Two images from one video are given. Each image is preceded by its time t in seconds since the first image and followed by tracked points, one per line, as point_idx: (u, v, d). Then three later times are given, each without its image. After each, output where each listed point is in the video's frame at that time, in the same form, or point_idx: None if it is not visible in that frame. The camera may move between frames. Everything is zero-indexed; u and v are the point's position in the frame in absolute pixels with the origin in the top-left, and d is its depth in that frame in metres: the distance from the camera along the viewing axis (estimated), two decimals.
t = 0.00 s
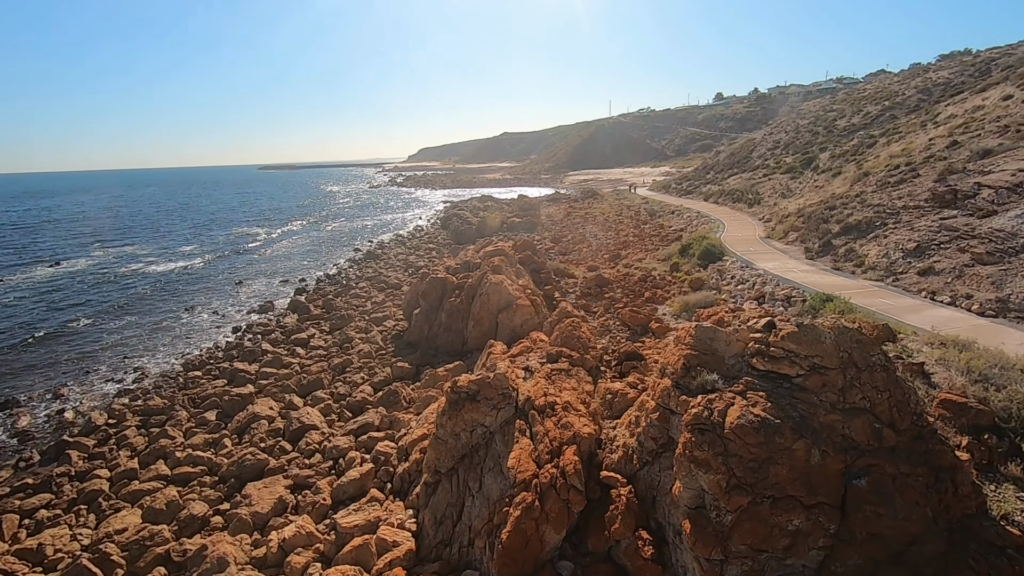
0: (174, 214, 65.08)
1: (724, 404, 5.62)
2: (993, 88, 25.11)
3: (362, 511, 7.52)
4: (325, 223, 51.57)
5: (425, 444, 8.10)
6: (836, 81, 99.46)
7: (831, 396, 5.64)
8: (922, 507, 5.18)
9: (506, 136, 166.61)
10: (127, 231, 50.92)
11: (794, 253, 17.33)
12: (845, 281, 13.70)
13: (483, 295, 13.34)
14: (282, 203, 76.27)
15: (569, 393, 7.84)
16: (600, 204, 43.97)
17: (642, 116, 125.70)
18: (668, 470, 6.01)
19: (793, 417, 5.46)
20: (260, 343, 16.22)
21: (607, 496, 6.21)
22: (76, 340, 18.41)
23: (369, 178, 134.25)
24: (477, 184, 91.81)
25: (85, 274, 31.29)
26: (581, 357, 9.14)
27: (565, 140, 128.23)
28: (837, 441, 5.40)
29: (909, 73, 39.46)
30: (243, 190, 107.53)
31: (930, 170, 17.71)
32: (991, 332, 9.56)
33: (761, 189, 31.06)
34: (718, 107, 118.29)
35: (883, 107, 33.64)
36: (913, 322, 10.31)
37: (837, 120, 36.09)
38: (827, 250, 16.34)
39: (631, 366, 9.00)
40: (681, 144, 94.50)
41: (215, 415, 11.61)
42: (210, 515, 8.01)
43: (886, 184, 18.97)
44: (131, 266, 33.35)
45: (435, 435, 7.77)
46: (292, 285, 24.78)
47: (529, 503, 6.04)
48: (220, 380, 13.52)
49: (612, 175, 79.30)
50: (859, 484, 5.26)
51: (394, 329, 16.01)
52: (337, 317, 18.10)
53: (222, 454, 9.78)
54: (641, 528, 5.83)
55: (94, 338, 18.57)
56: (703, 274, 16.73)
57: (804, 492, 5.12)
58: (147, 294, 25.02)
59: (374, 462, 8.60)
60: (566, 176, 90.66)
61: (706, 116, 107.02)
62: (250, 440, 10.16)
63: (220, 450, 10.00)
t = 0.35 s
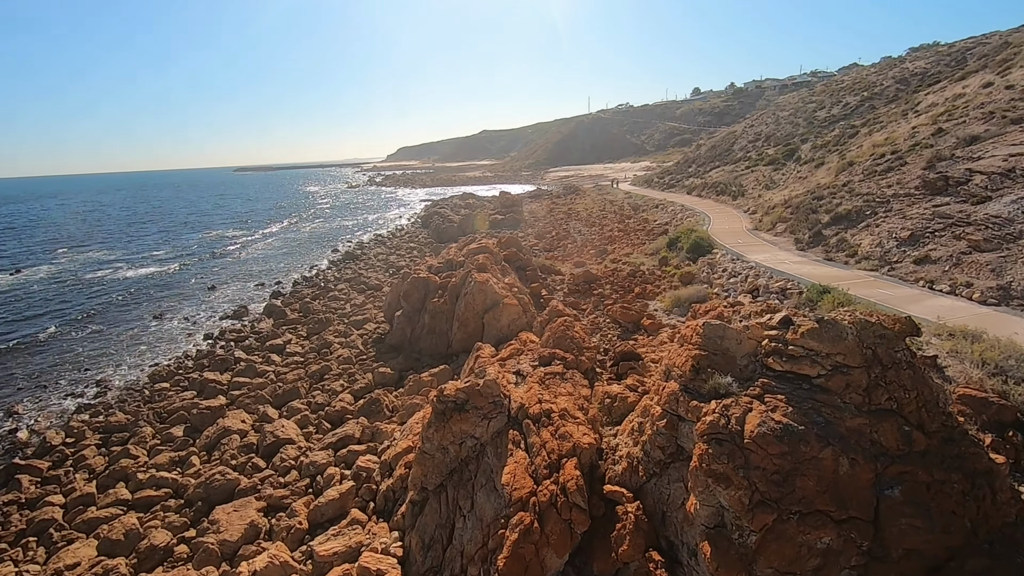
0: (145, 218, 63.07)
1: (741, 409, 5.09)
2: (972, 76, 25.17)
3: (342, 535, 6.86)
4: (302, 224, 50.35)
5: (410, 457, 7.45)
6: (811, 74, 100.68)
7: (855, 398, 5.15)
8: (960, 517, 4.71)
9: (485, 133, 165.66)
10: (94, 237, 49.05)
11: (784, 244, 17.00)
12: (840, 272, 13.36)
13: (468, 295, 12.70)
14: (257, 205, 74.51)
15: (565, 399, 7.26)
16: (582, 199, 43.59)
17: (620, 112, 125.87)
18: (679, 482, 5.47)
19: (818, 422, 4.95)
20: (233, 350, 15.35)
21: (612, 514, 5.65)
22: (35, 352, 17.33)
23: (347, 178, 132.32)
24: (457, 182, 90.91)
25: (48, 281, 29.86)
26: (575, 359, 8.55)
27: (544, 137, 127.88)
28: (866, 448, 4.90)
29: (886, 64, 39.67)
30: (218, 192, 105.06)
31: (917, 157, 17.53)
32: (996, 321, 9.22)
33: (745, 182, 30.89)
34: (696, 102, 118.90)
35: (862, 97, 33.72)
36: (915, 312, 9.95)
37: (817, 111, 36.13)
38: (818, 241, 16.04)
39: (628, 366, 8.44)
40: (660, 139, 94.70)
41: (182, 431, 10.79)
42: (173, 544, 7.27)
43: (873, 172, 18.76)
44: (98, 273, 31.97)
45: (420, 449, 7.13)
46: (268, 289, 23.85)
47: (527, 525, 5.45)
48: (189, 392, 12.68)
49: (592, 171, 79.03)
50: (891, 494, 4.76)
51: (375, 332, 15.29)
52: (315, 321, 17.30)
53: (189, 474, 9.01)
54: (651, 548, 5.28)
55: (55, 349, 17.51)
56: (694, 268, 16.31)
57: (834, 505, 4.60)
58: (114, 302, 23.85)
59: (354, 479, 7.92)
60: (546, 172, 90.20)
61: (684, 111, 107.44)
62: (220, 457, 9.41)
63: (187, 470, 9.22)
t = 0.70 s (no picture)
0: (122, 217, 61.38)
1: (766, 413, 4.51)
2: (963, 64, 24.95)
3: (319, 557, 6.20)
4: (285, 221, 49.24)
5: (395, 467, 6.81)
6: (795, 67, 101.07)
7: (889, 397, 4.60)
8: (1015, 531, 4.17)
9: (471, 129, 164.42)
10: (69, 236, 47.55)
11: (780, 234, 16.55)
12: (841, 262, 12.92)
13: (455, 290, 12.05)
14: (239, 203, 72.98)
15: (563, 401, 6.66)
16: (571, 193, 43.07)
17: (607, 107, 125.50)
18: (694, 495, 4.89)
19: (853, 425, 4.38)
20: (208, 352, 14.55)
21: (619, 530, 5.07)
22: None
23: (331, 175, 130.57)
24: (444, 177, 89.95)
25: (17, 282, 28.66)
26: (572, 358, 7.95)
27: (531, 132, 127.19)
28: (907, 454, 4.35)
29: (872, 54, 39.55)
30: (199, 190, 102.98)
31: (914, 144, 17.18)
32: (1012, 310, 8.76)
33: (735, 173, 30.51)
34: (682, 96, 118.85)
35: (851, 87, 33.52)
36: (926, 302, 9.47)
37: (806, 102, 35.88)
38: (816, 230, 15.60)
39: (629, 364, 7.86)
40: (647, 133, 94.42)
41: (150, 440, 10.02)
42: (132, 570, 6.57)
43: (868, 160, 18.39)
44: (71, 273, 30.79)
45: (404, 459, 6.48)
46: (248, 287, 22.99)
47: (525, 545, 4.85)
48: (159, 397, 11.90)
49: (580, 165, 78.54)
50: (937, 506, 4.22)
51: (359, 331, 14.59)
52: (296, 319, 16.54)
53: (154, 488, 8.29)
54: (664, 569, 4.71)
55: (20, 353, 16.57)
56: (689, 260, 15.80)
57: (875, 521, 4.05)
58: (86, 303, 22.84)
59: (334, 491, 7.26)
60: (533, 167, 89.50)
61: (671, 105, 107.30)
62: (189, 469, 8.68)
63: (152, 483, 8.49)
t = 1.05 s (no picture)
0: (97, 217, 59.62)
1: (793, 418, 3.91)
2: (951, 56, 24.80)
3: None
4: (266, 220, 48.08)
5: (369, 480, 6.12)
6: (779, 65, 101.71)
7: (930, 398, 4.01)
8: None
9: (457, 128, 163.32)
10: (40, 236, 45.94)
11: (775, 227, 16.09)
12: (839, 254, 12.46)
13: (439, 286, 11.37)
14: (219, 202, 71.44)
15: (555, 404, 6.01)
16: (558, 189, 42.51)
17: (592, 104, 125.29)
18: (708, 511, 4.29)
19: (894, 431, 3.78)
20: (176, 355, 13.69)
21: (623, 551, 4.45)
22: None
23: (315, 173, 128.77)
24: (428, 175, 89.01)
25: None
26: (564, 356, 7.31)
27: (516, 130, 126.59)
28: (955, 462, 3.76)
29: (858, 49, 39.52)
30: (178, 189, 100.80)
31: (908, 134, 16.83)
32: None
33: (724, 167, 30.18)
34: (667, 94, 118.95)
35: (837, 81, 33.39)
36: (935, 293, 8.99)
37: (793, 97, 35.70)
38: (811, 223, 15.16)
39: (626, 362, 7.24)
40: (633, 130, 94.27)
41: (105, 451, 9.20)
42: None
43: (861, 151, 18.04)
44: (39, 273, 29.52)
45: (380, 471, 5.80)
46: (224, 286, 22.06)
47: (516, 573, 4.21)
48: (120, 404, 11.06)
49: (565, 163, 78.10)
50: (991, 523, 3.64)
51: (338, 331, 13.84)
52: (272, 319, 15.73)
53: (105, 506, 7.51)
54: None
55: None
56: (682, 254, 15.29)
57: (924, 543, 3.46)
58: (52, 304, 21.74)
59: (303, 508, 6.55)
60: (519, 165, 88.90)
61: (656, 103, 107.31)
62: (145, 483, 7.92)
63: (104, 500, 7.71)
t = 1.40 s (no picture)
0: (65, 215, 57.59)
1: (823, 425, 3.29)
2: (935, 48, 24.69)
3: None
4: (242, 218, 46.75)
5: (328, 497, 5.41)
6: (760, 63, 102.45)
7: (978, 399, 3.38)
8: None
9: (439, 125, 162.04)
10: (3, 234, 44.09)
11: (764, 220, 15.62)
12: (833, 246, 11.98)
13: (415, 281, 10.63)
14: (194, 200, 69.58)
15: (540, 408, 5.34)
16: (541, 185, 41.93)
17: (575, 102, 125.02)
18: (718, 532, 3.66)
19: (943, 439, 3.17)
20: (133, 357, 12.73)
21: None
22: None
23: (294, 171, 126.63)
24: (410, 173, 87.92)
25: None
26: (549, 355, 6.62)
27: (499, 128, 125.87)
28: (1014, 475, 3.14)
29: (840, 45, 39.56)
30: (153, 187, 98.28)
31: (898, 124, 16.51)
32: None
33: (709, 162, 29.84)
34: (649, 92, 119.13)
35: (821, 76, 33.28)
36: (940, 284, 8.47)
37: (776, 92, 35.56)
38: (802, 215, 14.71)
39: (616, 361, 6.58)
40: (616, 128, 94.14)
41: (42, 465, 8.30)
42: None
43: (850, 142, 17.69)
44: None
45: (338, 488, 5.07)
46: (192, 284, 21.03)
47: None
48: (65, 411, 10.13)
49: (548, 160, 77.60)
50: None
51: (309, 330, 13.01)
52: (239, 317, 14.83)
53: (33, 529, 6.67)
54: None
55: None
56: (670, 247, 14.74)
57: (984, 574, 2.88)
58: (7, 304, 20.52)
59: (255, 529, 5.79)
60: (503, 162, 88.19)
61: (639, 100, 107.37)
62: (81, 501, 7.07)
63: (33, 521, 6.85)
